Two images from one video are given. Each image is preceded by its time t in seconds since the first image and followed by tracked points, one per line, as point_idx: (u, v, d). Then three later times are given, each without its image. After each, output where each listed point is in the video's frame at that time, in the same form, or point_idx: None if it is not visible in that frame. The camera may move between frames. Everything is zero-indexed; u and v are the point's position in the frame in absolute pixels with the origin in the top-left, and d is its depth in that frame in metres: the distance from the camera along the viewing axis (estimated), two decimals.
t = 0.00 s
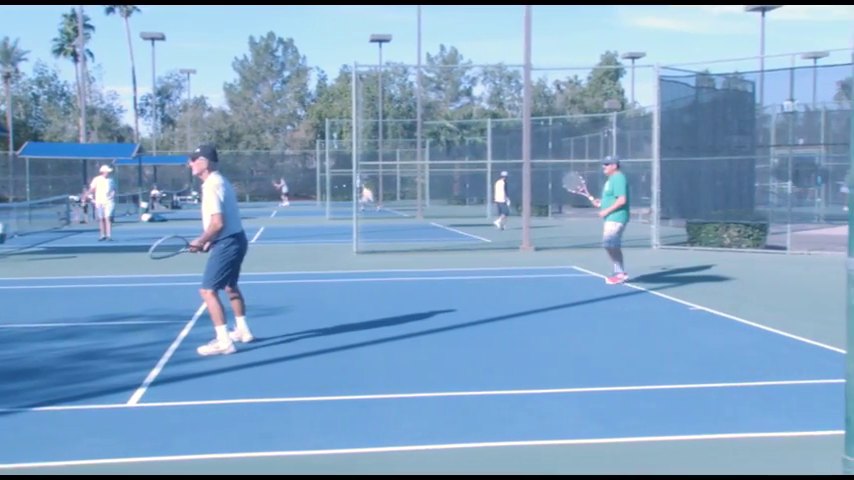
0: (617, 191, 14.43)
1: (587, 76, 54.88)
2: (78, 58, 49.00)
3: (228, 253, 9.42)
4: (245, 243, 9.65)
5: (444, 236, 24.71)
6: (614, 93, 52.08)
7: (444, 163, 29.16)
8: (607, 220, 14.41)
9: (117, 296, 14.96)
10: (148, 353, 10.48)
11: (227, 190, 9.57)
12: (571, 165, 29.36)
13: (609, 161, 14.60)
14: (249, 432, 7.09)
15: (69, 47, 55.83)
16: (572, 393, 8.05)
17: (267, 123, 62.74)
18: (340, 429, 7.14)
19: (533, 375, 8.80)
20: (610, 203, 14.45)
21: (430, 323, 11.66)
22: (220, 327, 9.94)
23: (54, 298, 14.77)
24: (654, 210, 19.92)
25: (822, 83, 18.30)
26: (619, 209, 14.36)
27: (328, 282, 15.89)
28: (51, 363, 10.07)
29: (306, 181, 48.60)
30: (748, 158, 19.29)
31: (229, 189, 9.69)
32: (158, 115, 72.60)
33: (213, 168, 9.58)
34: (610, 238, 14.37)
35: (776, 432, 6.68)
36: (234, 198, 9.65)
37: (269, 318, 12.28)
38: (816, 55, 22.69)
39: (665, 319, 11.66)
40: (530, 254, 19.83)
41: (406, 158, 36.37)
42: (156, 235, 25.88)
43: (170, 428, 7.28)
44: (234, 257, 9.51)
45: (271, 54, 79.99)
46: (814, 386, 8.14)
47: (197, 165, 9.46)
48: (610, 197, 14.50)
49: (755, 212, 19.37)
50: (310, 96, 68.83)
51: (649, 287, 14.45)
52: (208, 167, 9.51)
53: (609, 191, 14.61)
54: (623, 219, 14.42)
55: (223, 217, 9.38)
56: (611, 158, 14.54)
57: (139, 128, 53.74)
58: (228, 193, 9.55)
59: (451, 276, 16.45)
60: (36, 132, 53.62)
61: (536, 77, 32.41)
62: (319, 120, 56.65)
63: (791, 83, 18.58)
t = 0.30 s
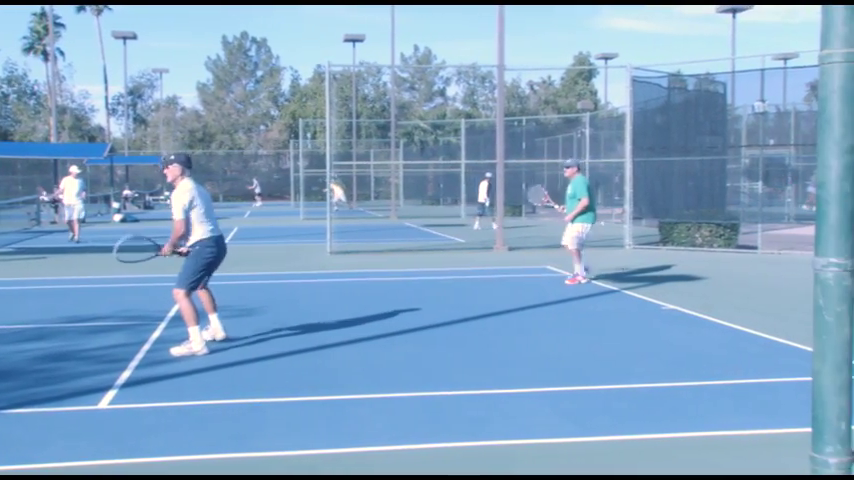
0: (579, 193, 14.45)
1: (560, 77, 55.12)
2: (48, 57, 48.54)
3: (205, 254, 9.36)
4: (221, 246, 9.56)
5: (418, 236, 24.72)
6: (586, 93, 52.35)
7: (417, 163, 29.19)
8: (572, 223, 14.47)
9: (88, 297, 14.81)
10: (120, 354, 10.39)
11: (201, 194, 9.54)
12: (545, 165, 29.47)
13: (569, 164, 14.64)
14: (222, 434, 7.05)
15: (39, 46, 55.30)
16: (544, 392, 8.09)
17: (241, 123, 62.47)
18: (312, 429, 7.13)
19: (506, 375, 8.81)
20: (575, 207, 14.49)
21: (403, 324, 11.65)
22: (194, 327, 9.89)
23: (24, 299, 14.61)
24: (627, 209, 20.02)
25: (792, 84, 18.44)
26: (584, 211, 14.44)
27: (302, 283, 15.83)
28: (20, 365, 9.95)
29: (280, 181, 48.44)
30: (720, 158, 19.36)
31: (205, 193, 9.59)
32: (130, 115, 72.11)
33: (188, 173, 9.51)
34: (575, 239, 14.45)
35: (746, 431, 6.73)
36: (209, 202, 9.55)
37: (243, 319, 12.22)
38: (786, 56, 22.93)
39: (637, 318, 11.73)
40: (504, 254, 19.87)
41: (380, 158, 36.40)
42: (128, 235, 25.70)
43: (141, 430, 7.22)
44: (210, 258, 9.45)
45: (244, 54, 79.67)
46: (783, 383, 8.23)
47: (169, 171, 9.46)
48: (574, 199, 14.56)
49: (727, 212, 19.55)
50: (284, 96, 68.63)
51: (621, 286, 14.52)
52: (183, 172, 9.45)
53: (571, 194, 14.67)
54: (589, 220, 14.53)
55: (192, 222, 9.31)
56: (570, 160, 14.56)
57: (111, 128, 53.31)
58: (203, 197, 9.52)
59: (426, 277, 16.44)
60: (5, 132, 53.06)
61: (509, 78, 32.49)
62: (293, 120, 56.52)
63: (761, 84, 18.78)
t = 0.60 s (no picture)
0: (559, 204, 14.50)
1: (544, 77, 55.31)
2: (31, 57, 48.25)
3: (184, 248, 9.30)
4: (207, 250, 9.45)
5: (402, 236, 24.74)
6: (570, 93, 52.58)
7: (401, 163, 29.23)
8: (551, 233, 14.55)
9: (71, 297, 14.75)
10: (103, 355, 10.35)
11: (202, 200, 9.68)
12: (529, 165, 29.57)
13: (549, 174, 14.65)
14: (205, 434, 7.02)
15: (21, 46, 54.98)
16: (527, 392, 8.10)
17: (225, 123, 62.37)
18: (295, 429, 7.11)
19: (491, 375, 8.81)
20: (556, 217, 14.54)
21: (387, 323, 11.66)
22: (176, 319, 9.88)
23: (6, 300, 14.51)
24: (610, 210, 20.11)
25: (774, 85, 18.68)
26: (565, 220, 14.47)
27: (286, 283, 15.80)
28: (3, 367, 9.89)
29: (263, 181, 48.35)
30: (702, 158, 19.48)
31: (203, 200, 9.57)
32: (112, 114, 71.77)
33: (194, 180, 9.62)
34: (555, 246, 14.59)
35: (730, 430, 6.76)
36: (202, 207, 9.50)
37: (226, 319, 12.16)
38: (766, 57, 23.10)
39: (620, 318, 11.77)
40: (488, 254, 19.90)
41: (363, 158, 36.43)
42: (112, 236, 25.56)
43: (124, 431, 7.19)
44: (193, 258, 9.39)
45: (227, 54, 79.50)
46: (764, 382, 8.28)
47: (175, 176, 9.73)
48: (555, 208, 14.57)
49: (709, 212, 19.68)
50: (267, 96, 68.54)
51: (605, 286, 14.56)
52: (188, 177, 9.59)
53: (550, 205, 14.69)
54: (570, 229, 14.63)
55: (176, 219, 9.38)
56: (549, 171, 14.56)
57: (93, 128, 53.03)
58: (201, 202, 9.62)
59: (411, 277, 16.45)
60: None
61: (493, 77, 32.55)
62: (276, 120, 56.42)
63: (743, 84, 18.97)
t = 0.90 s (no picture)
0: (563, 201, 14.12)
1: (531, 78, 55.47)
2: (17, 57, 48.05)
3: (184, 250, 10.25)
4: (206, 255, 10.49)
5: (391, 236, 24.74)
6: (558, 94, 52.74)
7: (389, 163, 29.23)
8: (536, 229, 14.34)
9: (58, 298, 14.70)
10: (91, 355, 10.31)
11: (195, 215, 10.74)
12: (517, 165, 29.63)
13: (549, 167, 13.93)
14: (192, 435, 7.01)
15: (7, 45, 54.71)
16: (516, 392, 8.11)
17: (213, 123, 62.24)
18: (283, 430, 7.09)
19: (479, 375, 8.81)
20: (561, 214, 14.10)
21: (376, 323, 11.64)
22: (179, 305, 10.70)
23: None
24: (597, 209, 20.18)
25: (760, 84, 18.57)
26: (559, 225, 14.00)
27: (274, 283, 15.78)
28: None
29: (251, 181, 48.27)
30: (690, 158, 19.50)
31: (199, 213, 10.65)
32: (99, 114, 71.42)
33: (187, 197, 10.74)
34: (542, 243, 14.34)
35: (715, 430, 6.77)
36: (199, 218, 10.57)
37: (212, 320, 12.13)
38: (753, 56, 23.18)
39: (609, 317, 11.78)
40: (477, 254, 19.92)
41: (351, 158, 36.40)
42: (99, 236, 25.45)
43: (111, 432, 7.16)
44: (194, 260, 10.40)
45: (215, 53, 79.37)
46: (751, 382, 8.31)
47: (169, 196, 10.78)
48: (558, 205, 14.04)
49: (697, 211, 19.78)
50: (255, 96, 68.50)
51: (593, 286, 14.57)
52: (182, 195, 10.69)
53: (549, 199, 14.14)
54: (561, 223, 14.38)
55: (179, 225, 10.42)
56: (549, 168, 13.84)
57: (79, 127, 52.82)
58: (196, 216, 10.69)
59: (399, 277, 16.45)
60: None
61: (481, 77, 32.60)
62: (264, 119, 56.32)
63: (730, 85, 19.08)
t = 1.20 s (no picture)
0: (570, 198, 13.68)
1: (531, 78, 55.52)
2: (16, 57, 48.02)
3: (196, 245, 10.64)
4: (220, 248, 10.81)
5: (391, 236, 24.73)
6: (558, 94, 52.78)
7: (388, 163, 29.25)
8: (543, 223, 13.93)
9: (58, 298, 14.69)
10: (90, 356, 10.31)
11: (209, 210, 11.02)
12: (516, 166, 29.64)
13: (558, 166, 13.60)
14: (190, 435, 6.99)
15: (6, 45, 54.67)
16: (516, 392, 8.11)
17: (212, 123, 62.30)
18: (281, 430, 7.08)
19: (478, 375, 8.81)
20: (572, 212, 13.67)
21: (376, 323, 11.63)
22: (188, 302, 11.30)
23: None
24: (597, 210, 20.18)
25: (759, 84, 18.56)
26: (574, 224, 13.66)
27: (273, 283, 15.77)
28: None
29: (251, 181, 48.28)
30: (690, 158, 19.50)
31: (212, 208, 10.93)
32: (98, 114, 71.39)
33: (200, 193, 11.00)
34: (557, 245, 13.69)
35: (714, 429, 6.77)
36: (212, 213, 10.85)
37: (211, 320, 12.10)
38: (753, 56, 23.19)
39: (608, 317, 11.78)
40: (476, 253, 19.90)
41: (351, 158, 36.42)
42: (98, 236, 25.43)
43: (110, 431, 7.16)
44: (209, 255, 10.73)
45: (215, 53, 79.40)
46: (750, 381, 8.31)
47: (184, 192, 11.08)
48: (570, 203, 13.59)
49: (696, 211, 19.79)
50: (253, 96, 68.54)
51: (592, 286, 14.56)
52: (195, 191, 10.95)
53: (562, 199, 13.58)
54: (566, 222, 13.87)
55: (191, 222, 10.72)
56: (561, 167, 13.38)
57: (78, 127, 52.79)
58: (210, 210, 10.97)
59: (398, 276, 16.43)
60: None
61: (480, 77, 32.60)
62: (263, 119, 56.27)
63: (729, 85, 19.04)
